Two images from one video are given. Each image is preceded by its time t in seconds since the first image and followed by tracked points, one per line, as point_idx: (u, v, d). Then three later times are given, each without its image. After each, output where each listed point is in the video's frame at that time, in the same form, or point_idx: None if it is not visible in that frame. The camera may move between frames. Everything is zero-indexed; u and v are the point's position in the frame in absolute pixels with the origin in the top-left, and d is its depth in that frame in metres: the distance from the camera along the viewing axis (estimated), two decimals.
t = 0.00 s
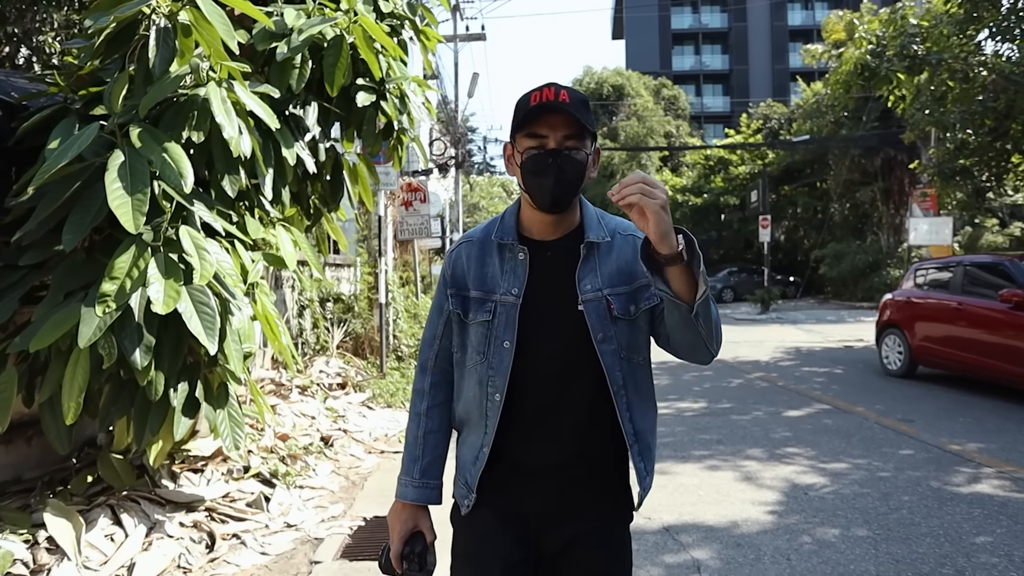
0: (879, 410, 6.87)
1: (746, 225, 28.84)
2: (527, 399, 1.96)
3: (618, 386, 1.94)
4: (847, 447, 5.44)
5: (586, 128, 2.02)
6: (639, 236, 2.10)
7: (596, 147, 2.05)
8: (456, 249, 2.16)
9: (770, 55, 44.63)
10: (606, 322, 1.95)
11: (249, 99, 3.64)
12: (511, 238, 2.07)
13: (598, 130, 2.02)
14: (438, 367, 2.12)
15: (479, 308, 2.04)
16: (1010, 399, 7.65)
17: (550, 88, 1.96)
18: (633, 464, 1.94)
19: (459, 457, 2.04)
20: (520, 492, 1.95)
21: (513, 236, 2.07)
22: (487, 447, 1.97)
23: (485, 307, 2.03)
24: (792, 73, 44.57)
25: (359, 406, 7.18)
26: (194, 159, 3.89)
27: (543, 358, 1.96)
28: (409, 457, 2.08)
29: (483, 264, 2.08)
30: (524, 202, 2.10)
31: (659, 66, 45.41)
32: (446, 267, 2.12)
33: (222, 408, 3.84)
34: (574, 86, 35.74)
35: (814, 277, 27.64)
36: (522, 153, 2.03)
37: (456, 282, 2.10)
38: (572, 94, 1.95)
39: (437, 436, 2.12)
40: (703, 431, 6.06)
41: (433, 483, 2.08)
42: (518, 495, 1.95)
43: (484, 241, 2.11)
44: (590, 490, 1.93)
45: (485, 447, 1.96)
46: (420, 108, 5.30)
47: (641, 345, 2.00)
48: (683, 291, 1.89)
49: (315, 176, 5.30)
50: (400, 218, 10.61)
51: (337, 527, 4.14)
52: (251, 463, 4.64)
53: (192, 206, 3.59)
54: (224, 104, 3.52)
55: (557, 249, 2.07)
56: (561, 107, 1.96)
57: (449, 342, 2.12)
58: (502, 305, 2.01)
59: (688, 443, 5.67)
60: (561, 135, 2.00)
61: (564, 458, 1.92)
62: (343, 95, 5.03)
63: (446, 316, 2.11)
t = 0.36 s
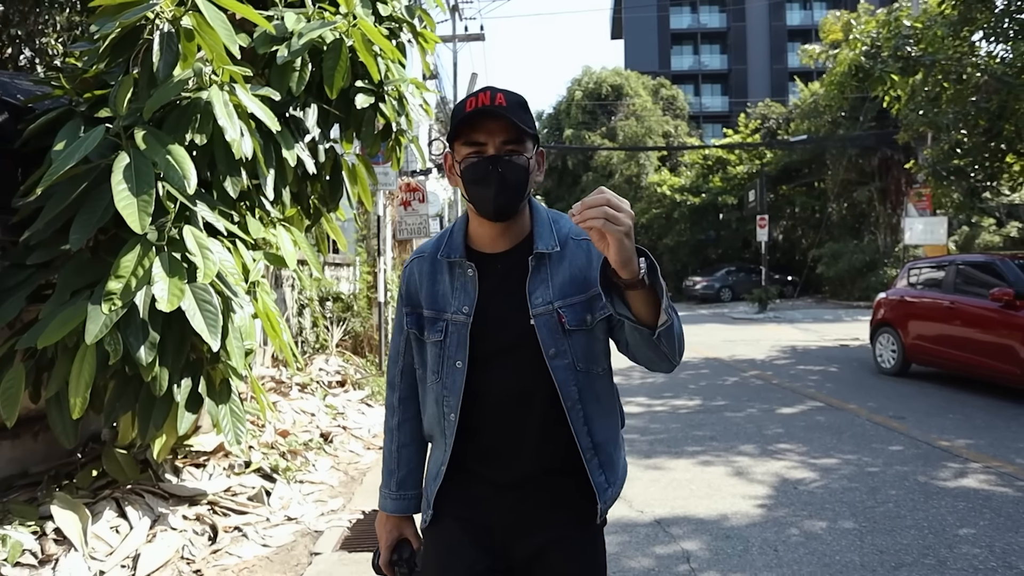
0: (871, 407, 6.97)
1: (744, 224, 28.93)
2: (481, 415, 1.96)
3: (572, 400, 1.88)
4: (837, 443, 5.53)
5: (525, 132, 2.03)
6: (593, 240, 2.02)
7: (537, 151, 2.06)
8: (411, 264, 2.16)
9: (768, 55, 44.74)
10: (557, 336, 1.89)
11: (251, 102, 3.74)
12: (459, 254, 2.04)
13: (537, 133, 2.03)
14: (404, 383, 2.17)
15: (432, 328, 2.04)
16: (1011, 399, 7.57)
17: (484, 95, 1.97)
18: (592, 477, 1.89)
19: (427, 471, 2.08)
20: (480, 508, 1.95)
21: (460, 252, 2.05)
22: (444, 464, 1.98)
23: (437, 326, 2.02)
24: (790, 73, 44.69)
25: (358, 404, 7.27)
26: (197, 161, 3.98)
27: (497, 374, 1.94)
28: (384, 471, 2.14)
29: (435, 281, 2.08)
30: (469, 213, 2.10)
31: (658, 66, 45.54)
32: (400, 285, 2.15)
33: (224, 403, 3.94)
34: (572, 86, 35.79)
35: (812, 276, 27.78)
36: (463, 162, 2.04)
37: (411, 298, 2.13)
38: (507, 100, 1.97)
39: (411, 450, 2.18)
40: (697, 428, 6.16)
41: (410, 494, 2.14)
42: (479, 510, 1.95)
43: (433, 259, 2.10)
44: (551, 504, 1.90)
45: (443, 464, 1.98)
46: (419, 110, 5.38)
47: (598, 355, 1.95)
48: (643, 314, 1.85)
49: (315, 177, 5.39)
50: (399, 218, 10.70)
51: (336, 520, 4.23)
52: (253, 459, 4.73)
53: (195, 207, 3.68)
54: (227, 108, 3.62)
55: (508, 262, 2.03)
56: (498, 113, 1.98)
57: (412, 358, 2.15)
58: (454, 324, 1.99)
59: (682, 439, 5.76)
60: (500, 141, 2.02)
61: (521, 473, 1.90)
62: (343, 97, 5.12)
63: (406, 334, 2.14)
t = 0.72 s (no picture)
0: (863, 405, 7.09)
1: (743, 224, 29.05)
2: (434, 416, 1.95)
3: (507, 396, 1.87)
4: (828, 441, 5.65)
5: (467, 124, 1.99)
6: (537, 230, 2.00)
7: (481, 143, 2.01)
8: (362, 262, 2.14)
9: (766, 56, 44.86)
10: (499, 327, 1.87)
11: (254, 108, 3.85)
12: (406, 253, 2.02)
13: (479, 124, 1.99)
14: (359, 383, 2.16)
15: (380, 328, 2.01)
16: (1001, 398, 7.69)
17: (422, 87, 1.94)
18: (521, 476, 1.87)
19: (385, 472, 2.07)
20: (438, 508, 1.95)
21: (407, 249, 2.02)
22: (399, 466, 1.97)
23: (385, 326, 2.00)
24: (789, 73, 44.81)
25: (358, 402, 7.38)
26: (201, 165, 4.09)
27: (446, 374, 1.93)
28: (341, 474, 2.14)
29: (383, 280, 2.06)
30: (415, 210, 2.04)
31: (656, 66, 45.59)
32: (351, 285, 2.14)
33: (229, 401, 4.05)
34: (571, 86, 35.89)
35: (810, 276, 27.93)
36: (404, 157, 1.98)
37: (362, 299, 2.12)
38: (446, 91, 1.93)
39: (367, 450, 2.17)
40: (691, 425, 6.26)
41: (366, 497, 2.14)
42: (436, 511, 1.95)
43: (382, 258, 2.08)
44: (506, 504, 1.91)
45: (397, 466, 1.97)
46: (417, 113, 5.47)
47: (539, 349, 1.93)
48: (577, 278, 1.79)
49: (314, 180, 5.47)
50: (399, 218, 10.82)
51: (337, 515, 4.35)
52: (255, 456, 4.83)
53: (200, 210, 3.78)
54: (231, 114, 3.73)
55: (456, 258, 2.01)
56: (437, 104, 1.93)
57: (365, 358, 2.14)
58: (402, 324, 1.96)
59: (675, 437, 5.88)
60: (441, 134, 1.97)
61: (474, 474, 1.91)
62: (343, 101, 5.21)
63: (358, 334, 2.13)
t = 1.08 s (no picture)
0: (859, 403, 7.17)
1: (742, 224, 29.14)
2: (422, 416, 1.93)
3: (498, 399, 1.87)
4: (823, 438, 5.73)
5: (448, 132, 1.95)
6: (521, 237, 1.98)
7: (461, 150, 1.99)
8: (340, 267, 2.09)
9: (766, 56, 44.96)
10: (483, 334, 1.87)
11: (259, 110, 3.92)
12: (390, 258, 1.98)
13: (461, 131, 1.96)
14: (339, 386, 2.09)
15: (366, 334, 1.98)
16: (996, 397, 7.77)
17: (402, 96, 1.88)
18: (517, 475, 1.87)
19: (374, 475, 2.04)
20: (430, 510, 1.93)
21: (391, 256, 1.98)
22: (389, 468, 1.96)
23: (371, 332, 1.97)
24: (788, 73, 44.89)
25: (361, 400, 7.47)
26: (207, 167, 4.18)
27: (436, 375, 1.92)
28: (318, 478, 2.05)
29: (367, 285, 2.02)
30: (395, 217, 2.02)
31: (656, 66, 45.67)
32: (332, 288, 2.08)
33: (234, 399, 4.14)
34: (571, 86, 35.98)
35: (809, 275, 28.04)
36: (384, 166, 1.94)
37: (343, 304, 2.07)
38: (426, 101, 1.89)
39: (346, 453, 2.09)
40: (689, 423, 6.34)
41: (344, 502, 2.06)
42: (427, 512, 1.93)
43: (364, 263, 2.04)
44: (498, 502, 1.90)
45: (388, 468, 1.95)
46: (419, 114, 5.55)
47: (526, 352, 1.93)
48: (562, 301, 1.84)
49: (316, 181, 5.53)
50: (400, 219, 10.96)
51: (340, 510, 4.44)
52: (259, 453, 4.91)
53: (207, 211, 3.86)
54: (237, 117, 3.81)
55: (438, 262, 1.99)
56: (418, 115, 1.89)
57: (347, 363, 2.08)
58: (388, 329, 1.94)
59: (673, 434, 5.96)
60: (423, 144, 1.94)
61: (464, 473, 1.90)
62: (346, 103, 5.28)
63: (340, 338, 2.07)
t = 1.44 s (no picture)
0: (857, 402, 7.25)
1: (743, 224, 29.22)
2: (431, 405, 1.97)
3: (499, 385, 1.92)
4: (821, 435, 5.81)
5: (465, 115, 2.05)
6: (534, 233, 2.07)
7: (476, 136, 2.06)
8: (353, 260, 2.12)
9: (767, 56, 45.01)
10: (497, 320, 1.93)
11: (267, 113, 3.99)
12: (402, 246, 2.03)
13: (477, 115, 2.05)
14: (349, 382, 2.11)
15: (379, 320, 2.02)
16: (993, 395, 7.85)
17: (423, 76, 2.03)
18: (510, 465, 1.91)
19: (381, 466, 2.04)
20: (438, 500, 1.94)
21: (404, 244, 2.03)
22: (401, 456, 1.95)
23: (384, 318, 2.00)
24: (789, 73, 44.92)
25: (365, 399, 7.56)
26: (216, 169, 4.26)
27: (444, 363, 1.96)
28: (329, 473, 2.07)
29: (378, 274, 2.06)
30: (411, 199, 2.07)
31: (657, 66, 45.73)
32: (343, 281, 2.09)
33: (243, 396, 4.23)
34: (573, 86, 36.05)
35: (809, 275, 28.11)
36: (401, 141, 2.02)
37: (354, 295, 2.08)
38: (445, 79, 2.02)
39: (356, 450, 2.11)
40: (689, 421, 6.43)
41: (355, 496, 2.07)
42: (435, 501, 1.95)
43: (377, 254, 2.07)
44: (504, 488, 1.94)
45: (399, 456, 1.95)
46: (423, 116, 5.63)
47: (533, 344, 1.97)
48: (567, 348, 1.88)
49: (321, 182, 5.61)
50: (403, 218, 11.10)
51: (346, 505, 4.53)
52: (266, 449, 5.00)
53: (216, 211, 3.94)
54: (246, 119, 3.89)
55: (451, 251, 2.04)
56: (436, 91, 2.01)
57: (357, 356, 2.11)
58: (401, 315, 1.98)
59: (673, 432, 6.04)
60: (440, 119, 2.03)
61: (472, 460, 1.94)
62: (351, 105, 5.36)
63: (350, 330, 2.10)
